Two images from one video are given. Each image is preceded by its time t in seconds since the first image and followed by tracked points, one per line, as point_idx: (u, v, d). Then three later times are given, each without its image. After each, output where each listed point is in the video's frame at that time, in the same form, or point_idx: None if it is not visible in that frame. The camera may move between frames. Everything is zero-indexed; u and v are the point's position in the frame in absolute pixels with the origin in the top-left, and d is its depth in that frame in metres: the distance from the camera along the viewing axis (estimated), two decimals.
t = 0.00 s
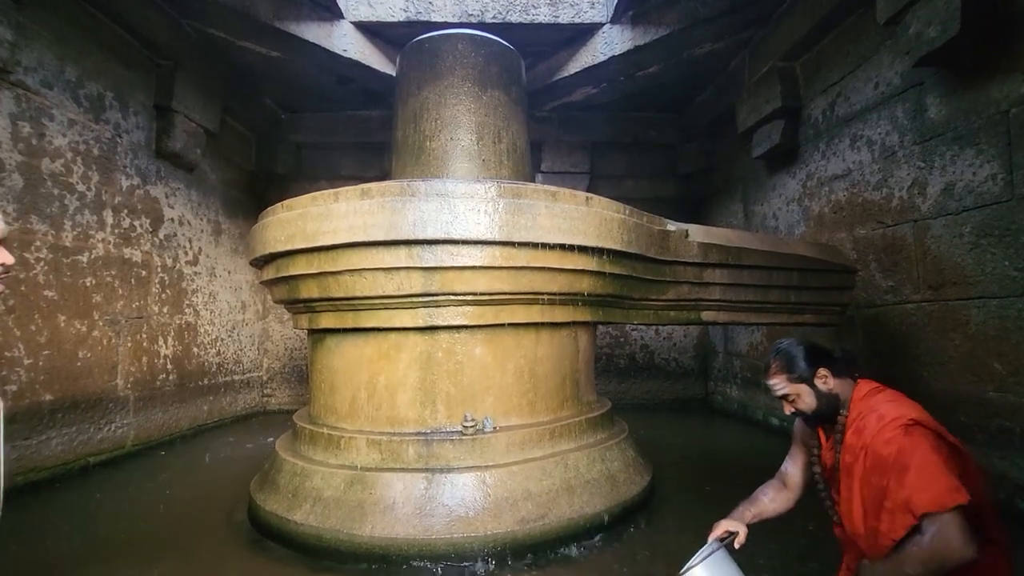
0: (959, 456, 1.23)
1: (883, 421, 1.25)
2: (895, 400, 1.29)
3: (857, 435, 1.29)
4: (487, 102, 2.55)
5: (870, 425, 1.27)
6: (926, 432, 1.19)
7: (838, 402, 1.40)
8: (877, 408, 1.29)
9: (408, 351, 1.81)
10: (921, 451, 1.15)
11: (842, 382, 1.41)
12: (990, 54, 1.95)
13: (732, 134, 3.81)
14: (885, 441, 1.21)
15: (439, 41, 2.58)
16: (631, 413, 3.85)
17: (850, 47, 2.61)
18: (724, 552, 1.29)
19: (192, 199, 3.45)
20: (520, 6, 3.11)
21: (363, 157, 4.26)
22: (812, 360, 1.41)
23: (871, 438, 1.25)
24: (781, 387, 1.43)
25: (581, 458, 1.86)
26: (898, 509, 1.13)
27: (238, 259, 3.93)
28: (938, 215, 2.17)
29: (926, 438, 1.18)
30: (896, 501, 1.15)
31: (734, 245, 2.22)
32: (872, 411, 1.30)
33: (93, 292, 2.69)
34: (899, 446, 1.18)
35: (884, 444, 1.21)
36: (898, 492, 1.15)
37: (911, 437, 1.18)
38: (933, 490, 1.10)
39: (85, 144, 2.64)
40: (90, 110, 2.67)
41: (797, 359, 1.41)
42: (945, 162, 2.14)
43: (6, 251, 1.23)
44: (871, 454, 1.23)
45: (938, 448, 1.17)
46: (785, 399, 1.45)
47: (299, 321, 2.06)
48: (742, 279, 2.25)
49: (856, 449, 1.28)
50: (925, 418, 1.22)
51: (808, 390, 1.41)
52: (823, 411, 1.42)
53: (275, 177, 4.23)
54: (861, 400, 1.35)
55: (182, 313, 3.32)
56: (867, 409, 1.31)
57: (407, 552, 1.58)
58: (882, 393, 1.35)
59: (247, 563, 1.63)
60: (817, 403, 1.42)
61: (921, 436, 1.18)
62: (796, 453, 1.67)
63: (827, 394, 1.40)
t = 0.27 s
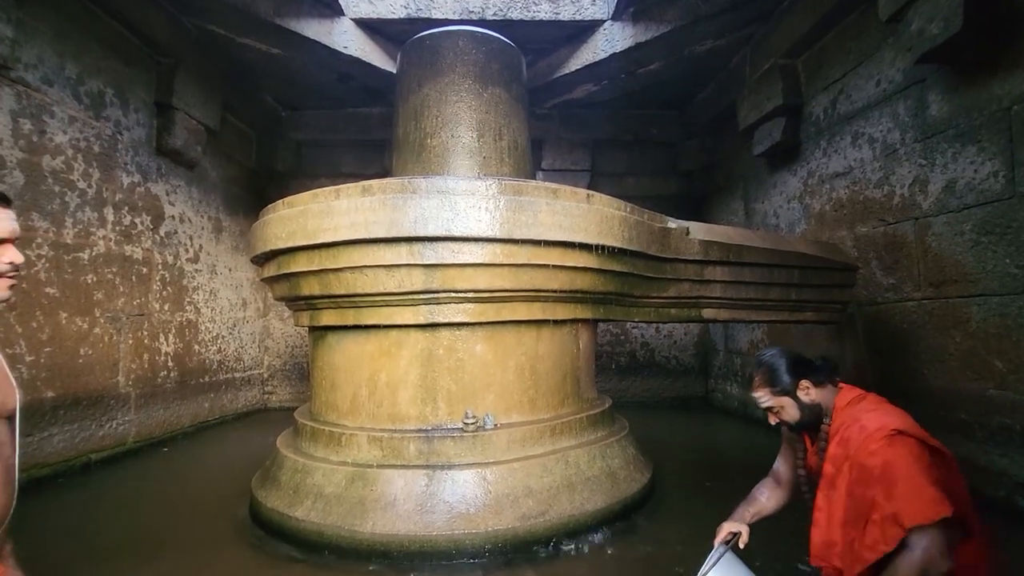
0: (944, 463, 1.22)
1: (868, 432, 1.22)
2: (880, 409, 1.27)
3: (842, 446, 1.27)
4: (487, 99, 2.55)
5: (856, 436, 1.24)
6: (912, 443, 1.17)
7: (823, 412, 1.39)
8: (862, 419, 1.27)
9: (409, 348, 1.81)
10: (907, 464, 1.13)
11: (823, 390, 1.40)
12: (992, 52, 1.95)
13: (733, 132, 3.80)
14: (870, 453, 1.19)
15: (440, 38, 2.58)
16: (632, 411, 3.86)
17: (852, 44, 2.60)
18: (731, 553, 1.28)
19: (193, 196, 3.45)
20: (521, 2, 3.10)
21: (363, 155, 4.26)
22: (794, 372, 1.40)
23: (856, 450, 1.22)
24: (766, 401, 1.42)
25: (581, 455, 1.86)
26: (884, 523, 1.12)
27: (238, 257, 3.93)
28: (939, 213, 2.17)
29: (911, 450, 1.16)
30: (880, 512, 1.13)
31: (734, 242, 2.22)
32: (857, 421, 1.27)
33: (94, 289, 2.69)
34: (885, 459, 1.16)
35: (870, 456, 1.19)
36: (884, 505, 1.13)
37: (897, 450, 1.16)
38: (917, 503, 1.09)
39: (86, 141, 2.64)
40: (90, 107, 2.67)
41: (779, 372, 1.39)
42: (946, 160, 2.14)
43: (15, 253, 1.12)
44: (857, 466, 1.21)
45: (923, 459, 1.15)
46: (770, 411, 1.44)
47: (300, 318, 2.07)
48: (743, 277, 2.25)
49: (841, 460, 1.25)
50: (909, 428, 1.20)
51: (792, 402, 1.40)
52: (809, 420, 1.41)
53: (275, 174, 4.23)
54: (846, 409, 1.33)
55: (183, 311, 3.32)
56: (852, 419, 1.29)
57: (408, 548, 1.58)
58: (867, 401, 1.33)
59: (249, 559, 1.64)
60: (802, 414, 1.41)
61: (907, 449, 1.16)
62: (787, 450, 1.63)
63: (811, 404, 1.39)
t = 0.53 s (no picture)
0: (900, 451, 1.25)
1: (829, 425, 1.23)
2: (840, 403, 1.28)
3: (805, 440, 1.26)
4: (487, 97, 2.54)
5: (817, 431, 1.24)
6: (870, 434, 1.19)
7: (789, 409, 1.38)
8: (824, 412, 1.27)
9: (410, 346, 1.81)
10: (866, 454, 1.15)
11: (790, 388, 1.38)
12: (993, 49, 1.94)
13: (733, 130, 3.80)
14: (832, 446, 1.19)
15: (440, 36, 2.57)
16: (631, 409, 3.86)
17: (853, 41, 2.60)
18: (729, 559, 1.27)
19: (193, 194, 3.45)
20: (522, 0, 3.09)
21: (363, 153, 4.25)
22: (762, 371, 1.38)
23: (818, 444, 1.22)
24: (736, 399, 1.41)
25: (581, 453, 1.86)
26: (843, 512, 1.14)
27: (238, 255, 3.93)
28: (940, 211, 2.17)
29: (870, 441, 1.18)
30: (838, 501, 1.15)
31: (734, 240, 2.22)
32: (819, 416, 1.27)
33: (94, 287, 2.69)
34: (846, 452, 1.17)
35: (831, 449, 1.19)
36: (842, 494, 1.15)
37: (857, 442, 1.17)
38: (874, 490, 1.12)
39: (86, 139, 2.63)
40: (90, 105, 2.66)
41: (749, 372, 1.37)
42: (947, 157, 2.14)
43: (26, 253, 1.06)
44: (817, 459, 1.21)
45: (880, 448, 1.18)
46: (739, 407, 1.43)
47: (300, 316, 2.07)
48: (743, 275, 2.25)
49: (801, 454, 1.25)
50: (868, 419, 1.22)
51: (761, 401, 1.39)
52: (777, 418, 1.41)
53: (276, 173, 4.22)
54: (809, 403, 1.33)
55: (184, 309, 3.33)
56: (815, 413, 1.29)
57: (408, 545, 1.59)
58: (828, 395, 1.33)
59: (249, 556, 1.64)
60: (771, 411, 1.40)
61: (865, 439, 1.18)
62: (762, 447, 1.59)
63: (780, 403, 1.38)
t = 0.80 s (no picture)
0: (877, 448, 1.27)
1: (810, 426, 1.23)
2: (818, 404, 1.30)
3: (787, 442, 1.26)
4: (487, 95, 2.54)
5: (799, 432, 1.25)
6: (849, 432, 1.21)
7: (768, 415, 1.38)
8: (804, 414, 1.28)
9: (410, 344, 1.81)
10: (848, 451, 1.17)
11: (768, 394, 1.39)
12: (994, 47, 1.94)
13: (734, 128, 3.80)
14: (815, 446, 1.20)
15: (440, 33, 2.57)
16: (631, 407, 3.87)
17: (853, 40, 2.59)
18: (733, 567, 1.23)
19: (193, 192, 3.45)
20: None
21: (364, 151, 4.25)
22: (741, 378, 1.38)
23: (801, 445, 1.23)
24: (716, 407, 1.41)
25: (581, 451, 1.86)
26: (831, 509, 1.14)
27: (238, 253, 3.93)
28: (940, 209, 2.17)
29: (849, 438, 1.20)
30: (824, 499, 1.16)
31: (734, 239, 2.22)
32: (799, 417, 1.28)
33: (94, 285, 2.69)
34: (829, 450, 1.17)
35: (814, 449, 1.19)
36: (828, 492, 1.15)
37: (838, 440, 1.19)
38: (858, 486, 1.13)
39: (85, 137, 2.63)
40: (90, 102, 2.66)
41: (728, 379, 1.38)
42: (947, 156, 2.14)
43: (29, 253, 1.06)
44: (801, 460, 1.21)
45: (860, 446, 1.20)
46: (720, 416, 1.43)
47: (300, 314, 2.07)
48: (743, 273, 2.25)
49: (784, 456, 1.25)
50: (846, 418, 1.24)
51: (741, 408, 1.39)
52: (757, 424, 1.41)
53: (276, 171, 4.22)
54: (790, 405, 1.34)
55: (184, 307, 3.33)
56: (796, 416, 1.29)
57: (408, 543, 1.59)
58: (806, 397, 1.35)
59: (248, 554, 1.65)
60: (751, 418, 1.40)
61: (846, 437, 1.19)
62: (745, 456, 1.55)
63: (759, 409, 1.38)
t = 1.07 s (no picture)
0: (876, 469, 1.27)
1: (813, 453, 1.22)
2: (821, 428, 1.28)
3: (788, 467, 1.25)
4: (487, 93, 2.54)
5: (801, 458, 1.23)
6: (851, 460, 1.21)
7: (768, 435, 1.39)
8: (806, 439, 1.26)
9: (410, 342, 1.82)
10: (849, 481, 1.17)
11: (768, 415, 1.39)
12: (995, 45, 1.94)
13: (734, 126, 3.79)
14: (816, 475, 1.19)
15: (440, 30, 2.56)
16: (631, 405, 3.87)
17: (854, 37, 2.59)
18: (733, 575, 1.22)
19: (193, 190, 3.45)
20: None
21: (364, 148, 4.25)
22: (742, 400, 1.38)
23: (803, 472, 1.21)
24: (716, 428, 1.41)
25: (581, 449, 1.87)
26: (831, 540, 1.15)
27: (238, 251, 3.93)
28: (940, 207, 2.17)
29: (851, 467, 1.19)
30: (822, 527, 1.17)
31: (734, 237, 2.22)
32: (801, 442, 1.27)
33: (95, 283, 2.69)
34: (831, 480, 1.17)
35: (816, 478, 1.19)
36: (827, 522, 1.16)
37: (841, 469, 1.18)
38: (859, 517, 1.14)
39: (85, 134, 2.63)
40: (90, 100, 2.66)
41: (727, 401, 1.38)
42: (947, 154, 2.14)
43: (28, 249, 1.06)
44: (802, 487, 1.20)
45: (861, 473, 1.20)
46: (720, 436, 1.43)
47: (300, 311, 2.07)
48: (743, 271, 2.25)
49: (785, 482, 1.24)
50: (848, 444, 1.23)
51: (740, 429, 1.39)
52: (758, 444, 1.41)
53: (276, 168, 4.22)
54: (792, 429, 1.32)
55: (184, 305, 3.33)
56: (798, 440, 1.28)
57: (408, 540, 1.60)
58: (808, 420, 1.33)
59: (249, 551, 1.65)
60: (751, 438, 1.41)
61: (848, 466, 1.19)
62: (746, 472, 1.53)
63: (759, 429, 1.39)
